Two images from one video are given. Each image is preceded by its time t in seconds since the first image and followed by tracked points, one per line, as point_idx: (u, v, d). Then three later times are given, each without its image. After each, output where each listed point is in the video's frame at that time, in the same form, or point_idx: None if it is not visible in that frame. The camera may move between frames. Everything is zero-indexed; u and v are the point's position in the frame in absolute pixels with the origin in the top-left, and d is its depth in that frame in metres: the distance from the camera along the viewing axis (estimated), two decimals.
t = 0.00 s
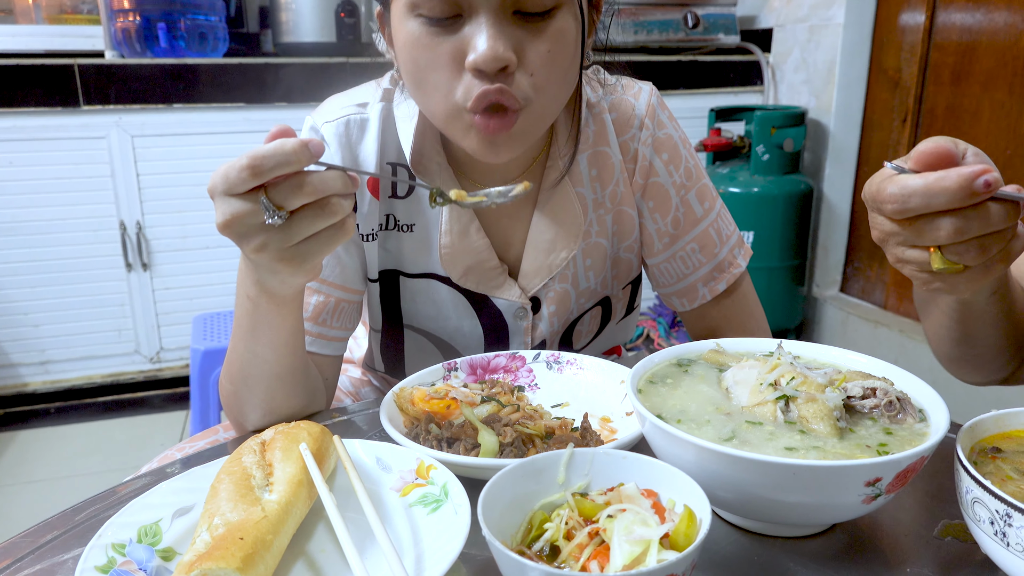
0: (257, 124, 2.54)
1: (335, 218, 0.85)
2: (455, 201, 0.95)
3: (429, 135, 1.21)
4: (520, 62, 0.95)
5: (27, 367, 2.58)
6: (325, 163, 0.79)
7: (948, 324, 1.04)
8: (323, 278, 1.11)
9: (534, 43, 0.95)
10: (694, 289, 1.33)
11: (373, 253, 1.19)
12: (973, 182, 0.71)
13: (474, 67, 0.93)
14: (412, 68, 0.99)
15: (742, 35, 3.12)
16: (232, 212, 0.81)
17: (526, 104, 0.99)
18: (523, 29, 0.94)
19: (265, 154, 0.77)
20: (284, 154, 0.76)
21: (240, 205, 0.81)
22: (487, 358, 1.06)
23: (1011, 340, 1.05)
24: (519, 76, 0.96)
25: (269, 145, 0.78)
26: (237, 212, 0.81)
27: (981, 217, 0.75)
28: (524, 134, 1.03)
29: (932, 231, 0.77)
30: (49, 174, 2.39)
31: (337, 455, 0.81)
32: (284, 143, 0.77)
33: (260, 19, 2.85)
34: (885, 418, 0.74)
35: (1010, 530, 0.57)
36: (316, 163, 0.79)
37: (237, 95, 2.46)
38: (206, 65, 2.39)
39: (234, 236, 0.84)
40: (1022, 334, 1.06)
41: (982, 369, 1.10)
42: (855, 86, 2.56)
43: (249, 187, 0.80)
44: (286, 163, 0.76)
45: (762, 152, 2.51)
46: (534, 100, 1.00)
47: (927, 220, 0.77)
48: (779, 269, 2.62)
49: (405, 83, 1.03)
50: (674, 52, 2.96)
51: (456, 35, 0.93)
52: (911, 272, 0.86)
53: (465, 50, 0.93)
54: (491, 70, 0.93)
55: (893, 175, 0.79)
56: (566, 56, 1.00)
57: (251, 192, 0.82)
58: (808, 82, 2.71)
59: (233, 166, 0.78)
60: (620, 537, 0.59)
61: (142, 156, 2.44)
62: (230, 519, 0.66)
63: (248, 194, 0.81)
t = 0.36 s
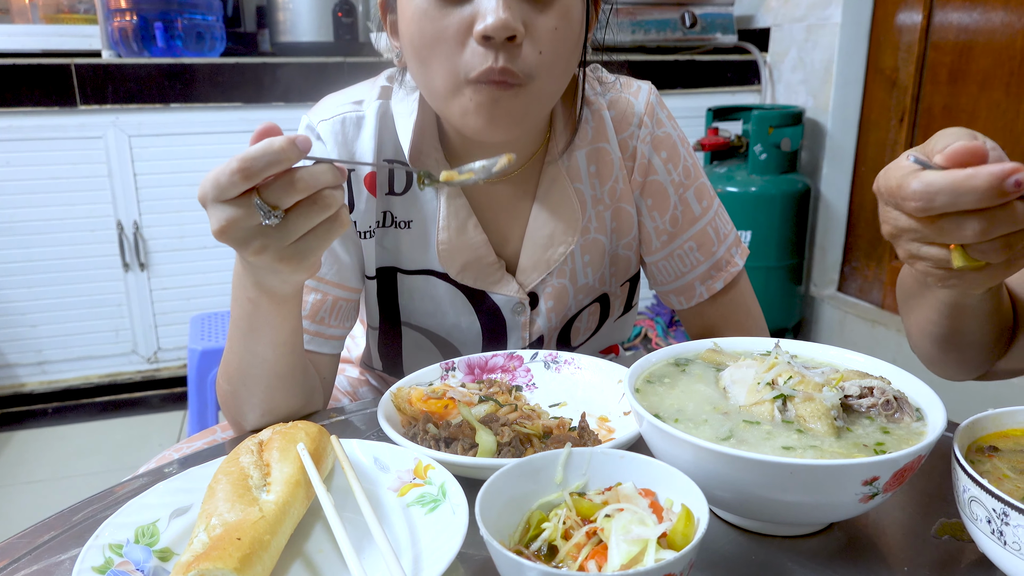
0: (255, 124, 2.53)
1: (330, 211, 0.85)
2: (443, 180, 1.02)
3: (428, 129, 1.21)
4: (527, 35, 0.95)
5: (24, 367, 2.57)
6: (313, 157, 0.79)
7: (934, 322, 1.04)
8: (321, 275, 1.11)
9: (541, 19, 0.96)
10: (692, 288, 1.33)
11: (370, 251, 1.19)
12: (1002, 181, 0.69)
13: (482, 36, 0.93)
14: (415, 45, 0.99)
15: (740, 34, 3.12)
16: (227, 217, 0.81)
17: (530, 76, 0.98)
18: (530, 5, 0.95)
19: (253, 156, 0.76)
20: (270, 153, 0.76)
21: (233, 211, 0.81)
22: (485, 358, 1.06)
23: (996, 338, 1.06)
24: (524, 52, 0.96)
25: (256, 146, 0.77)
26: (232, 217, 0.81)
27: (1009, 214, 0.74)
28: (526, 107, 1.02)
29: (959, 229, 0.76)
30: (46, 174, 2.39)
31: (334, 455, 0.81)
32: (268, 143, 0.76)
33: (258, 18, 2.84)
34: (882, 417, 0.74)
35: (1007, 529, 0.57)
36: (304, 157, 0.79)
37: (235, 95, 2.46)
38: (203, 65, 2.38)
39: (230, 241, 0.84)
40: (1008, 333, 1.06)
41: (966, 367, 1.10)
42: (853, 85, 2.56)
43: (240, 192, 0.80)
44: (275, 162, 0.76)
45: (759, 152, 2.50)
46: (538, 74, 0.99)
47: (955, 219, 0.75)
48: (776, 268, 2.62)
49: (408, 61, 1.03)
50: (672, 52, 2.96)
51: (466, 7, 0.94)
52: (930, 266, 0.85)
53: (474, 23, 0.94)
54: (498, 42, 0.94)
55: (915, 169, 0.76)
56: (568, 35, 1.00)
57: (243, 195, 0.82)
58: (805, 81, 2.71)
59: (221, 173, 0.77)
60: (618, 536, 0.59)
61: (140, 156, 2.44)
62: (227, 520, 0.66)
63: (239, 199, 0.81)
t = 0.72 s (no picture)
0: (252, 124, 2.53)
1: (357, 196, 0.86)
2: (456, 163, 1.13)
3: (427, 128, 1.21)
4: (524, 33, 0.96)
5: (21, 368, 2.57)
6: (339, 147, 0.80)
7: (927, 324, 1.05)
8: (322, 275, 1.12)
9: (537, 17, 0.96)
10: (687, 288, 1.33)
11: (370, 250, 1.19)
12: (908, 209, 0.71)
13: (478, 36, 0.93)
14: (413, 46, 0.99)
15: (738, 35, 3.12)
16: (258, 213, 0.82)
17: (532, 73, 0.99)
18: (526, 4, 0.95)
19: (282, 149, 0.76)
20: (299, 144, 0.76)
21: (264, 206, 0.82)
22: (483, 358, 1.06)
23: (990, 340, 1.05)
24: (522, 51, 0.96)
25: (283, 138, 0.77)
26: (263, 213, 0.82)
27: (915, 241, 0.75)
28: (532, 101, 1.02)
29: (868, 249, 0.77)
30: (43, 175, 2.38)
31: (332, 456, 0.81)
32: (296, 134, 0.76)
33: (255, 18, 2.85)
34: (879, 417, 0.74)
35: (1004, 528, 0.57)
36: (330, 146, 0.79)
37: (233, 95, 2.46)
38: (200, 65, 2.38)
39: (262, 236, 0.85)
40: (1001, 334, 1.05)
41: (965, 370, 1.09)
42: (850, 86, 2.56)
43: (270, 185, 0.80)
44: (305, 152, 0.76)
45: (757, 152, 2.50)
46: (539, 70, 0.99)
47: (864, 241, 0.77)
48: (774, 268, 2.62)
49: (408, 63, 1.03)
50: (670, 52, 2.96)
51: (461, 8, 0.94)
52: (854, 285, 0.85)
53: (470, 22, 0.94)
54: (495, 40, 0.94)
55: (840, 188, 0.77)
56: (565, 34, 1.00)
57: (271, 190, 0.82)
58: (803, 81, 2.72)
59: (252, 170, 0.77)
60: (616, 536, 0.59)
61: (137, 156, 2.43)
62: (225, 520, 0.66)
63: (268, 194, 0.82)
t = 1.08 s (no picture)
0: (248, 124, 2.52)
1: (351, 189, 0.86)
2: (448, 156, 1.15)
3: (423, 130, 1.21)
4: (509, 37, 0.95)
5: (18, 369, 2.56)
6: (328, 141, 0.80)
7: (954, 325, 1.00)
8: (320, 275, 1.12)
9: (524, 18, 0.96)
10: (683, 288, 1.33)
11: (366, 251, 1.19)
12: (912, 266, 0.74)
13: (464, 39, 0.93)
14: (402, 47, 0.99)
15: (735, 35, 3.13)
16: (251, 212, 0.82)
17: (519, 78, 0.99)
18: (512, 7, 0.95)
19: (274, 144, 0.76)
20: (289, 139, 0.76)
21: (256, 204, 0.82)
22: (480, 358, 1.06)
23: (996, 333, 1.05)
24: (507, 54, 0.96)
25: (274, 133, 0.77)
26: (255, 211, 0.82)
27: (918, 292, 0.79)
28: (519, 103, 1.03)
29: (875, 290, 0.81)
30: (39, 175, 2.38)
31: (330, 456, 0.81)
32: (286, 129, 0.76)
33: (252, 19, 2.84)
34: (876, 417, 0.74)
35: (1000, 527, 0.57)
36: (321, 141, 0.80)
37: (230, 95, 2.45)
38: (197, 65, 2.38)
39: (256, 235, 0.85)
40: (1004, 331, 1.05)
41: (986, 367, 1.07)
42: (847, 86, 2.57)
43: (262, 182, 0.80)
44: (296, 148, 0.76)
45: (754, 152, 2.51)
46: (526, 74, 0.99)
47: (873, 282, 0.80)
48: (771, 268, 2.62)
49: (399, 64, 1.04)
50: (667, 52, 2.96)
51: (448, 10, 0.94)
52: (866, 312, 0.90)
53: (455, 23, 0.94)
54: (480, 44, 0.94)
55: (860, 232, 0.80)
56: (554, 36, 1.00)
57: (263, 188, 0.82)
58: (800, 81, 2.72)
59: (243, 167, 0.77)
60: (614, 536, 0.59)
61: (134, 156, 2.43)
62: (222, 521, 0.66)
63: (260, 191, 0.82)
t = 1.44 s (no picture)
0: (245, 124, 2.52)
1: (354, 185, 0.86)
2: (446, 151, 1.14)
3: (418, 133, 1.21)
4: (502, 38, 0.95)
5: (14, 369, 2.56)
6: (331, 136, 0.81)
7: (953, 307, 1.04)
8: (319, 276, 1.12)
9: (518, 19, 0.96)
10: (680, 288, 1.33)
11: (363, 251, 1.19)
12: (912, 204, 0.73)
13: (455, 40, 0.93)
14: (395, 49, 0.99)
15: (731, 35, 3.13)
16: (255, 210, 0.83)
17: (509, 81, 0.99)
18: (504, 8, 0.95)
19: (277, 141, 0.76)
20: (293, 137, 0.76)
21: (262, 202, 0.82)
22: (477, 358, 1.06)
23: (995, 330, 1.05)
24: (501, 56, 0.96)
25: (276, 130, 0.77)
26: (260, 209, 0.83)
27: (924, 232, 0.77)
28: (509, 106, 1.02)
29: (878, 237, 0.80)
30: (35, 175, 2.37)
31: (326, 457, 0.81)
32: (291, 126, 0.77)
33: (249, 19, 2.84)
34: (873, 416, 0.75)
35: (997, 526, 0.57)
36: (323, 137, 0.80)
37: (226, 95, 2.45)
38: (194, 65, 2.37)
39: (261, 233, 0.85)
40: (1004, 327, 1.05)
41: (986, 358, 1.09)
42: (844, 86, 2.57)
43: (266, 180, 0.80)
44: (300, 144, 0.76)
45: (751, 152, 2.51)
46: (518, 74, 0.99)
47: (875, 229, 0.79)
48: (768, 267, 2.63)
49: (392, 65, 1.04)
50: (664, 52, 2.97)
51: (439, 11, 0.94)
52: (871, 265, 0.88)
53: (446, 26, 0.94)
54: (473, 46, 0.94)
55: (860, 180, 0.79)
56: (548, 36, 1.00)
57: (267, 186, 0.82)
58: (796, 81, 2.72)
59: (247, 166, 0.78)
60: (611, 536, 0.59)
61: (130, 156, 2.43)
62: (219, 521, 0.66)
63: (264, 189, 0.82)
